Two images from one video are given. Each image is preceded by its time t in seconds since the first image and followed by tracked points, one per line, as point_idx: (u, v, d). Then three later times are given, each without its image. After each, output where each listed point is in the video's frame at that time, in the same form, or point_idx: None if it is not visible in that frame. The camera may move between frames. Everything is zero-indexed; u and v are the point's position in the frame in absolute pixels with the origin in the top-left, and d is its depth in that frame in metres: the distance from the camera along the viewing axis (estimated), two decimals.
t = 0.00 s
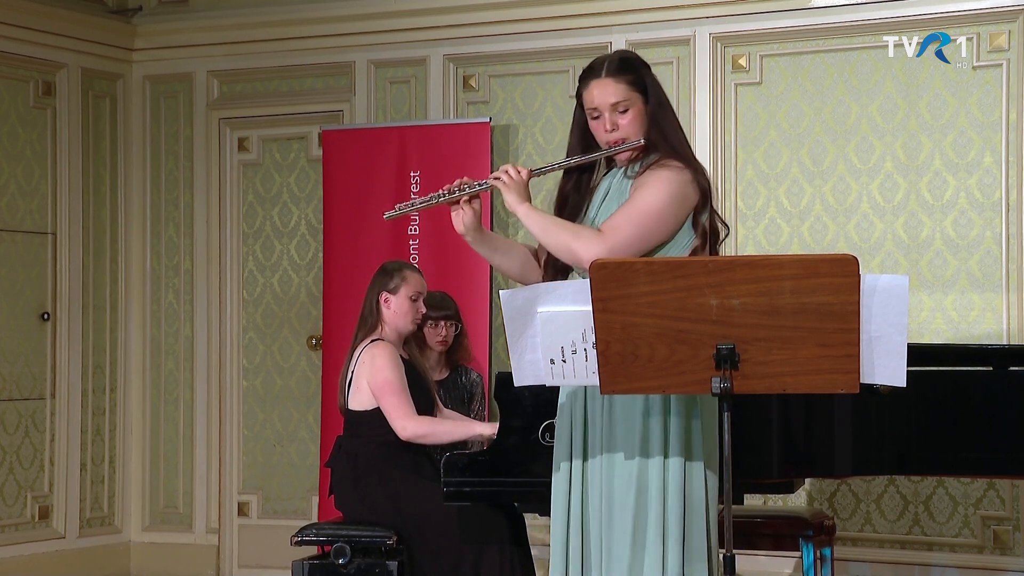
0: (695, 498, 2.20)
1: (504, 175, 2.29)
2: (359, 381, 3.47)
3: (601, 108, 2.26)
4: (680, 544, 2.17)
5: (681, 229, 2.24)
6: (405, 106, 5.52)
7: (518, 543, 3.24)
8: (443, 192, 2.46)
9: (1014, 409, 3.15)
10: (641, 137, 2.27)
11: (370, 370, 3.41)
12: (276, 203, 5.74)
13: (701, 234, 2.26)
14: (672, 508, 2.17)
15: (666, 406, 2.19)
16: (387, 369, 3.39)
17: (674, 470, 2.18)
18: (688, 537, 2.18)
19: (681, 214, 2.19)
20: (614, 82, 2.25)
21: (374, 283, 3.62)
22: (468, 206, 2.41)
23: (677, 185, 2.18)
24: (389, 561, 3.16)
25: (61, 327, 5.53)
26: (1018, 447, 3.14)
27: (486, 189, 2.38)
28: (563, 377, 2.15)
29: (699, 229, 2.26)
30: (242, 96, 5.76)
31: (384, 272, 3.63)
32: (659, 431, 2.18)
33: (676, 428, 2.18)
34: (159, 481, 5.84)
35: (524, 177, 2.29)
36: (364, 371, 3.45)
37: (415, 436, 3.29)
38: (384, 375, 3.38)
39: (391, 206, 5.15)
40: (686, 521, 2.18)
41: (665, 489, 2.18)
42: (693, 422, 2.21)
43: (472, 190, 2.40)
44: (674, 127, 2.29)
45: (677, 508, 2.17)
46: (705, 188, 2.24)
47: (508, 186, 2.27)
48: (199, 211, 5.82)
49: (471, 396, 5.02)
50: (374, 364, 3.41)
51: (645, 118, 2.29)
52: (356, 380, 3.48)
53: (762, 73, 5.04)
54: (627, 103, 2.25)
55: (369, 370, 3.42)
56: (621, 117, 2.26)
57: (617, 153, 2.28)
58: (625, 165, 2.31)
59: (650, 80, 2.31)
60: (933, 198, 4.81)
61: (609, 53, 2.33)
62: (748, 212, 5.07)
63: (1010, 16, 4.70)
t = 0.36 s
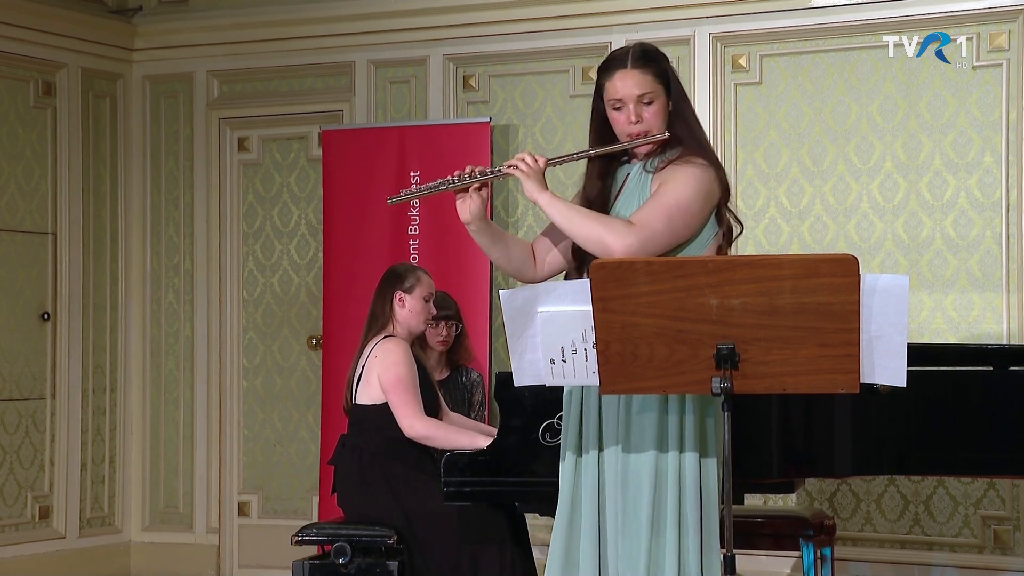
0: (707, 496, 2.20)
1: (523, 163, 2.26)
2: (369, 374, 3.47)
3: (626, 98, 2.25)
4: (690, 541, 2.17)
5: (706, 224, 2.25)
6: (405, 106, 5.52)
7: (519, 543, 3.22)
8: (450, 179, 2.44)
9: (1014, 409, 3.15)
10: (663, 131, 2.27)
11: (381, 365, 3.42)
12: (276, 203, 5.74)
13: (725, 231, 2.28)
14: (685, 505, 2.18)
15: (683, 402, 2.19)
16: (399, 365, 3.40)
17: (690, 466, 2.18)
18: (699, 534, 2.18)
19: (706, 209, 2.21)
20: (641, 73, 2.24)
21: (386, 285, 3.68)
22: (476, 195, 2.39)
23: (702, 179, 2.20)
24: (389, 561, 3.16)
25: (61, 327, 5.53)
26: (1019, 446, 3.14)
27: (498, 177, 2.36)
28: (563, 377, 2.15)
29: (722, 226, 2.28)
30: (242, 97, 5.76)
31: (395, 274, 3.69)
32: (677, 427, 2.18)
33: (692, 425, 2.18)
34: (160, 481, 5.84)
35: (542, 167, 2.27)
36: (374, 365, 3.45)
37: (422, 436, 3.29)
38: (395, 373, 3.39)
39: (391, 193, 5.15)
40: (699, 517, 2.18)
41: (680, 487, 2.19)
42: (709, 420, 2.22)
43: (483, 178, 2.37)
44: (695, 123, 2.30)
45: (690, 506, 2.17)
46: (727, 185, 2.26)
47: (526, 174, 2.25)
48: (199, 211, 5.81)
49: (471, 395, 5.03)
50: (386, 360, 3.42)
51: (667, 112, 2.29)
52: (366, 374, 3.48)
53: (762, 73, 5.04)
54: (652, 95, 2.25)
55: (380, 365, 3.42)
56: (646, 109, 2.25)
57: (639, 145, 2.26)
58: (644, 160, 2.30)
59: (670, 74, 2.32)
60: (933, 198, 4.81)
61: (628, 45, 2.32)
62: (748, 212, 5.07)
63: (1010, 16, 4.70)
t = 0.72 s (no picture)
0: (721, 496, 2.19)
1: (535, 157, 2.25)
2: (377, 369, 3.48)
3: (638, 95, 2.24)
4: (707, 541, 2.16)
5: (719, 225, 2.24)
6: (404, 107, 5.52)
7: (519, 543, 3.18)
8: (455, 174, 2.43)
9: (1013, 410, 3.15)
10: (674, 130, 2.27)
11: (391, 357, 3.44)
12: (275, 204, 5.74)
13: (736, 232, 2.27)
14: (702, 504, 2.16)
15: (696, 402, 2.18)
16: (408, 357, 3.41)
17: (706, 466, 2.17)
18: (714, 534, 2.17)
19: (720, 211, 2.20)
20: (652, 70, 2.24)
21: (394, 286, 3.75)
22: (481, 189, 2.38)
23: (716, 179, 2.19)
24: (388, 562, 3.16)
25: (60, 327, 5.53)
26: (1018, 447, 3.14)
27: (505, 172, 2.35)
28: (561, 378, 2.15)
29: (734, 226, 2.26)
30: (241, 97, 5.76)
31: (401, 278, 3.75)
32: (691, 427, 2.17)
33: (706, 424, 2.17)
34: (159, 482, 5.84)
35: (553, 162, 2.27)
36: (384, 359, 3.47)
37: (426, 425, 3.29)
38: (405, 363, 3.40)
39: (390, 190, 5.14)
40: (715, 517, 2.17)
41: (696, 487, 2.17)
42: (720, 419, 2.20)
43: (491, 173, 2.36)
44: (706, 123, 2.30)
45: (707, 506, 2.16)
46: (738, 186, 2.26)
47: (536, 168, 2.25)
48: (198, 212, 5.81)
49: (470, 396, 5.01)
50: (396, 353, 3.44)
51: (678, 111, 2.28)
52: (375, 368, 3.49)
53: (761, 73, 5.04)
54: (663, 93, 2.25)
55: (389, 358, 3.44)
56: (656, 106, 2.25)
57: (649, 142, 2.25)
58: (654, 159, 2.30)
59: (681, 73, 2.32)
60: (932, 198, 4.81)
61: (638, 43, 2.32)
62: (747, 213, 5.07)
63: (1009, 17, 4.70)
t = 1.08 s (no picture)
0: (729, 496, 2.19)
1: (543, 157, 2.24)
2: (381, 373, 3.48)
3: (646, 94, 2.23)
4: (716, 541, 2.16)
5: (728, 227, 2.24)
6: (405, 107, 5.52)
7: (519, 543, 3.21)
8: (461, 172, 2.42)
9: (1013, 410, 3.15)
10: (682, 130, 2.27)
11: (393, 360, 3.41)
12: (276, 204, 5.74)
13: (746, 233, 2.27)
14: (711, 504, 2.17)
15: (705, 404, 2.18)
16: (404, 365, 3.38)
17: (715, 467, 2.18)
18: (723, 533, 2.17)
19: (729, 216, 2.21)
20: (660, 69, 2.24)
21: (406, 286, 3.71)
22: (486, 188, 2.37)
23: (725, 182, 2.20)
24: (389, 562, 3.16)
25: (61, 327, 5.53)
26: (1018, 446, 3.14)
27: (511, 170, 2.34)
28: (562, 377, 2.15)
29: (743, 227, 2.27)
30: (241, 98, 5.76)
31: (417, 277, 3.71)
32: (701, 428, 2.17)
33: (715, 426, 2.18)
34: (160, 482, 5.84)
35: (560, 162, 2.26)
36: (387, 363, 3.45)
37: (407, 437, 3.31)
38: (400, 372, 3.38)
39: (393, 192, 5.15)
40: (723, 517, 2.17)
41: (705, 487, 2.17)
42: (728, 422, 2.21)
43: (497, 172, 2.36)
44: (712, 123, 2.30)
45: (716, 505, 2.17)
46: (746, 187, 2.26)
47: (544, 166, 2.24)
48: (199, 211, 5.81)
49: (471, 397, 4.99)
50: (397, 359, 3.41)
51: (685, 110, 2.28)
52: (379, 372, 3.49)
53: (761, 73, 5.04)
54: (671, 92, 2.24)
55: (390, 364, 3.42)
56: (664, 105, 2.24)
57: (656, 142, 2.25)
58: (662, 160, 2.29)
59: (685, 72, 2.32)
60: (933, 198, 4.81)
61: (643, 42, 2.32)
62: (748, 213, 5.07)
63: (1010, 17, 4.70)
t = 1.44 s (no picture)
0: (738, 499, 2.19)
1: (538, 190, 2.25)
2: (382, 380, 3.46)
3: (637, 109, 2.24)
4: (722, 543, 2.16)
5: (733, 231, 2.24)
6: (404, 107, 5.52)
7: (519, 543, 3.21)
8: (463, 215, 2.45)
9: (1013, 410, 3.15)
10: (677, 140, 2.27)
11: (395, 371, 3.40)
12: (275, 205, 5.74)
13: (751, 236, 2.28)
14: (718, 506, 2.16)
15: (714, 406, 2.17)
16: (410, 375, 3.37)
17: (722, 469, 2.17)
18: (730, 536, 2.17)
19: (734, 226, 2.21)
20: (648, 83, 2.24)
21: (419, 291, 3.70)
22: (491, 227, 2.39)
23: (725, 189, 2.20)
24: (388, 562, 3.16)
25: (61, 327, 5.53)
26: (1017, 447, 3.14)
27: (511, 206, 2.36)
28: (563, 378, 2.15)
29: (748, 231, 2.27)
30: (241, 98, 5.76)
31: (434, 281, 3.70)
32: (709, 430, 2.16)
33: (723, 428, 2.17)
34: (159, 482, 5.84)
35: (559, 191, 2.27)
36: (389, 371, 3.44)
37: (421, 450, 3.30)
38: (407, 383, 3.36)
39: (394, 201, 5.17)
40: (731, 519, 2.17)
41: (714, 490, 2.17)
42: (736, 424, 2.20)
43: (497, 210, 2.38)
44: (707, 130, 2.30)
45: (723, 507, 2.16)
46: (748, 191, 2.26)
47: (545, 201, 2.24)
48: (198, 211, 5.81)
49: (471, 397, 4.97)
50: (400, 369, 3.39)
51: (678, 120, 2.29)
52: (380, 380, 3.47)
53: (761, 73, 5.04)
54: (662, 104, 2.25)
55: (394, 373, 3.40)
56: (656, 118, 2.25)
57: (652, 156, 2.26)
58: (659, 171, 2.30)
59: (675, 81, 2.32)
60: (933, 198, 4.81)
61: (630, 56, 2.32)
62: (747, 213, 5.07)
63: (1009, 17, 4.70)
